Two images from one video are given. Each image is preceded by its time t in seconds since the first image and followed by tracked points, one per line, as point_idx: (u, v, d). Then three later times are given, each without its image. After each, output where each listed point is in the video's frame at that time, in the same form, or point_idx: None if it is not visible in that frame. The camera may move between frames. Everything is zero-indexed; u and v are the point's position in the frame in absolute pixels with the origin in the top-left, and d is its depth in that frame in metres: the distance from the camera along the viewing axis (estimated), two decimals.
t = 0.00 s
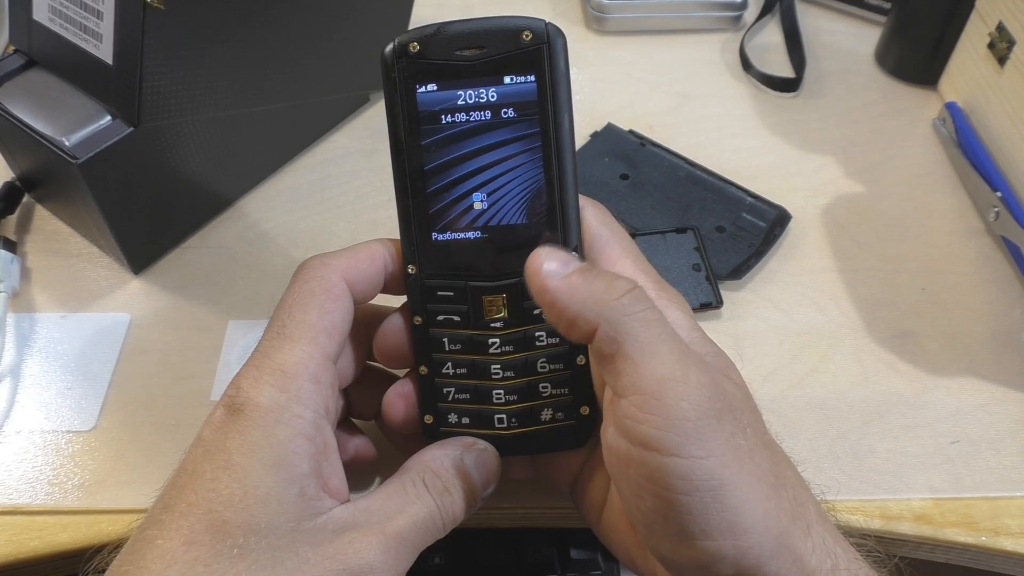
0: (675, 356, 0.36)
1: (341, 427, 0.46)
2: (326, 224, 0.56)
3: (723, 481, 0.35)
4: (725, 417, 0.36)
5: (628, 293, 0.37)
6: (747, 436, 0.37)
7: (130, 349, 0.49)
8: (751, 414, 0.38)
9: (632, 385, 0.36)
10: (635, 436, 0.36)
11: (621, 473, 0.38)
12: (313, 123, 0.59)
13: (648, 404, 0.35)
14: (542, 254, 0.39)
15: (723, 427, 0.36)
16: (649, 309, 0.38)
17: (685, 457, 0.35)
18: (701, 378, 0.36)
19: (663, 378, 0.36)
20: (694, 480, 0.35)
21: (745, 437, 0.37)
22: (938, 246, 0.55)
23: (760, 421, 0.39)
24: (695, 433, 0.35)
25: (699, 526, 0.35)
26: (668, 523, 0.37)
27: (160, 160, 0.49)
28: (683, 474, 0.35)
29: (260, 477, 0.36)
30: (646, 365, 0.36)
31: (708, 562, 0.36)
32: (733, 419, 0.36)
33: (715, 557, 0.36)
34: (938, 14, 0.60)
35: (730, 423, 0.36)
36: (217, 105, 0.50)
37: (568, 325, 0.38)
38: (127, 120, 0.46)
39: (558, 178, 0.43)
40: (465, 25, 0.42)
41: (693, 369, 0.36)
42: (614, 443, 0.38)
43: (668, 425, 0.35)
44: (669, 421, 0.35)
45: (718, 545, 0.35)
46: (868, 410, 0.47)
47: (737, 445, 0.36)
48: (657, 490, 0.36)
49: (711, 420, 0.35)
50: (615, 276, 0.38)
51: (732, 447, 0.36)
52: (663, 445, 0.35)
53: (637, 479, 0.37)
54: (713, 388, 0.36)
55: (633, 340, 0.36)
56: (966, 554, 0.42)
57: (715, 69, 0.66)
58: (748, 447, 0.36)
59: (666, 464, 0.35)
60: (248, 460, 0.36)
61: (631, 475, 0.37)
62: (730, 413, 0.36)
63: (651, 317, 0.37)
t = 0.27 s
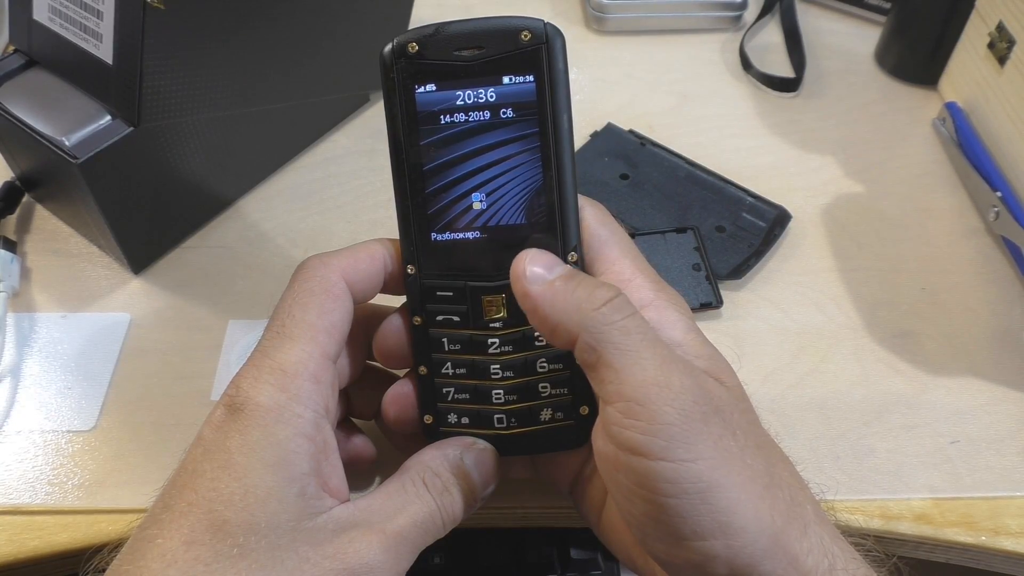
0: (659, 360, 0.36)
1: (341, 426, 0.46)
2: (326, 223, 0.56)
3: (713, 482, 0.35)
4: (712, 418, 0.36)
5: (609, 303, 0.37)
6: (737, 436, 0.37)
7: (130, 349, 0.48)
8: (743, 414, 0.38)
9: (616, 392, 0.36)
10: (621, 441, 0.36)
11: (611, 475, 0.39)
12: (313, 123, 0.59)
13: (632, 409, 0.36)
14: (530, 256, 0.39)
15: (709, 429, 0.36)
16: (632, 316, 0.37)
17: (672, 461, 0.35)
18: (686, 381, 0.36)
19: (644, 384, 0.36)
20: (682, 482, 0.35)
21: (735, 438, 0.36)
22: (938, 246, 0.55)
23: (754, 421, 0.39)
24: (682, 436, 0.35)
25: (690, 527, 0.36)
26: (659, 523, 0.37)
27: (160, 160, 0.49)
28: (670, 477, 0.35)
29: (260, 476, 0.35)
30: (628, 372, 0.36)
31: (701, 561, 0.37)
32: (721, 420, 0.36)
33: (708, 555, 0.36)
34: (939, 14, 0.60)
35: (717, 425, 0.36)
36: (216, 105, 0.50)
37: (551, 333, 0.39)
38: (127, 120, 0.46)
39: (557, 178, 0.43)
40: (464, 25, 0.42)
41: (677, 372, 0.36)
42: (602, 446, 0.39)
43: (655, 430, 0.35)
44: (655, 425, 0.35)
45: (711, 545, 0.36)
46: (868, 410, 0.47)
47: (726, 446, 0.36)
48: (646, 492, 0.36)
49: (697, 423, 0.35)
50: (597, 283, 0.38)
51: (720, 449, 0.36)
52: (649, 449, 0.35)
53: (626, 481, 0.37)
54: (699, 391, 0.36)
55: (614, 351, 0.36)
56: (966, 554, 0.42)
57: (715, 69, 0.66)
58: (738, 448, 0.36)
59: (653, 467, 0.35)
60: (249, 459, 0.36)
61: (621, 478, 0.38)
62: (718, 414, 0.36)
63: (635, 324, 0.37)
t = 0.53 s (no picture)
0: (631, 370, 0.36)
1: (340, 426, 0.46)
2: (326, 223, 0.56)
3: (696, 487, 0.35)
4: (692, 423, 0.36)
5: (569, 321, 0.37)
6: (721, 438, 0.36)
7: (130, 349, 0.49)
8: (726, 415, 0.38)
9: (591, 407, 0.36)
10: (603, 451, 0.36)
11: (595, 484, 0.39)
12: (313, 123, 0.59)
13: (609, 423, 0.36)
14: (500, 302, 0.41)
15: (691, 434, 0.35)
16: (598, 328, 0.38)
17: (652, 469, 0.35)
18: (662, 388, 0.36)
19: (619, 396, 0.35)
20: (664, 489, 0.35)
21: (718, 440, 0.36)
22: (938, 246, 0.55)
23: (739, 420, 0.38)
24: (661, 445, 0.35)
25: (678, 530, 0.36)
26: (647, 528, 0.37)
27: (160, 160, 0.49)
28: (654, 483, 0.35)
29: (259, 475, 0.35)
30: (599, 388, 0.36)
31: (693, 562, 0.37)
32: (704, 424, 0.36)
33: (699, 557, 0.36)
34: (939, 14, 0.60)
35: (698, 428, 0.36)
36: (216, 105, 0.50)
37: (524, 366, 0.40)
38: (127, 120, 0.46)
39: (558, 178, 0.43)
40: (465, 25, 0.42)
41: (653, 380, 0.36)
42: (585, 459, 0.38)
43: (632, 441, 0.35)
44: (631, 436, 0.35)
45: (700, 547, 0.36)
46: (868, 410, 0.47)
47: (709, 450, 0.36)
48: (630, 500, 0.36)
49: (677, 429, 0.35)
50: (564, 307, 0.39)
51: (703, 453, 0.35)
52: (628, 459, 0.35)
53: (609, 489, 0.37)
54: (676, 396, 0.36)
55: (582, 367, 0.37)
56: (966, 554, 0.42)
57: (714, 69, 0.66)
58: (723, 450, 0.36)
59: (635, 476, 0.35)
60: (247, 458, 0.36)
61: (605, 489, 0.38)
62: (701, 418, 0.36)
63: (601, 335, 0.37)
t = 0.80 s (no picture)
0: (586, 377, 0.35)
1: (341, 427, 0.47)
2: (326, 223, 0.56)
3: (653, 488, 0.35)
4: (646, 427, 0.36)
5: (519, 332, 0.36)
6: (680, 443, 0.36)
7: (130, 349, 0.48)
8: (688, 419, 0.37)
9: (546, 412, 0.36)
10: (559, 451, 0.37)
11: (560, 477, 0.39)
12: (314, 123, 0.59)
13: (570, 432, 0.35)
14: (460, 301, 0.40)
15: (647, 436, 0.35)
16: (554, 335, 0.36)
17: (607, 471, 0.35)
18: (614, 392, 0.35)
19: (571, 405, 0.35)
20: (621, 489, 0.35)
21: (675, 443, 0.36)
22: (938, 246, 0.55)
23: (704, 424, 0.38)
24: (615, 448, 0.35)
25: (633, 527, 0.36)
26: (604, 523, 0.38)
27: (161, 160, 0.49)
28: (606, 484, 0.36)
29: (251, 476, 0.35)
30: (557, 395, 0.35)
31: (653, 557, 0.37)
32: (663, 427, 0.36)
33: (658, 552, 0.37)
34: (939, 14, 0.60)
35: (653, 430, 0.36)
36: (217, 104, 0.50)
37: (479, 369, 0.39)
38: (127, 120, 0.46)
39: (582, 178, 0.43)
40: (489, 22, 0.42)
41: (605, 384, 0.36)
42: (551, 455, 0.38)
43: (587, 446, 0.35)
44: (586, 441, 0.35)
45: (657, 544, 0.36)
46: (868, 410, 0.47)
47: (665, 454, 0.36)
48: (587, 496, 0.37)
49: (627, 433, 0.35)
50: (515, 309, 0.37)
51: (660, 454, 0.35)
52: (587, 462, 0.35)
53: (570, 484, 0.38)
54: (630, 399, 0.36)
55: (534, 377, 0.36)
56: (966, 554, 0.42)
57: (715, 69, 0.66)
58: (684, 453, 0.36)
59: (589, 477, 0.36)
60: (242, 460, 0.36)
61: (572, 485, 0.38)
62: (659, 421, 0.36)
63: (557, 343, 0.36)
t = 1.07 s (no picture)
0: (597, 354, 0.35)
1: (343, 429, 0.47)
2: (326, 224, 0.56)
3: (657, 472, 0.35)
4: (657, 410, 0.35)
5: (534, 304, 0.36)
6: (690, 429, 0.36)
7: (130, 349, 0.48)
8: (700, 407, 0.38)
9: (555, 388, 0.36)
10: (566, 431, 0.36)
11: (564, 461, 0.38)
12: (314, 123, 0.59)
13: (575, 407, 0.35)
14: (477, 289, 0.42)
15: (658, 420, 0.35)
16: (569, 311, 0.36)
17: (614, 452, 0.35)
18: (627, 372, 0.35)
19: (581, 381, 0.35)
20: (625, 473, 0.35)
21: (685, 430, 0.36)
22: (939, 246, 0.55)
23: (716, 415, 0.38)
24: (623, 428, 0.34)
25: (632, 513, 0.36)
26: (606, 510, 0.37)
27: (161, 160, 0.49)
28: (612, 468, 0.35)
29: (263, 485, 0.35)
30: (567, 370, 0.35)
31: (650, 547, 0.37)
32: (674, 414, 0.36)
33: (656, 541, 0.36)
34: (939, 14, 0.60)
35: (665, 415, 0.36)
36: (216, 104, 0.50)
37: (492, 346, 0.39)
38: (127, 120, 0.46)
39: (604, 179, 0.43)
40: (510, 21, 0.42)
41: (618, 362, 0.35)
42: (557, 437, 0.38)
43: (595, 425, 0.35)
44: (594, 419, 0.35)
45: (657, 532, 0.36)
46: (868, 411, 0.47)
47: (674, 440, 0.35)
48: (591, 481, 0.36)
49: (638, 413, 0.35)
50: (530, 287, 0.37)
51: (669, 440, 0.35)
52: (592, 442, 0.35)
53: (575, 468, 0.37)
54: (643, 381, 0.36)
55: (545, 351, 0.36)
56: (967, 554, 0.42)
57: (715, 69, 0.66)
58: (694, 442, 0.36)
59: (595, 460, 0.35)
60: (254, 469, 0.36)
61: (575, 468, 0.37)
62: (670, 407, 0.36)
63: (572, 319, 0.36)
